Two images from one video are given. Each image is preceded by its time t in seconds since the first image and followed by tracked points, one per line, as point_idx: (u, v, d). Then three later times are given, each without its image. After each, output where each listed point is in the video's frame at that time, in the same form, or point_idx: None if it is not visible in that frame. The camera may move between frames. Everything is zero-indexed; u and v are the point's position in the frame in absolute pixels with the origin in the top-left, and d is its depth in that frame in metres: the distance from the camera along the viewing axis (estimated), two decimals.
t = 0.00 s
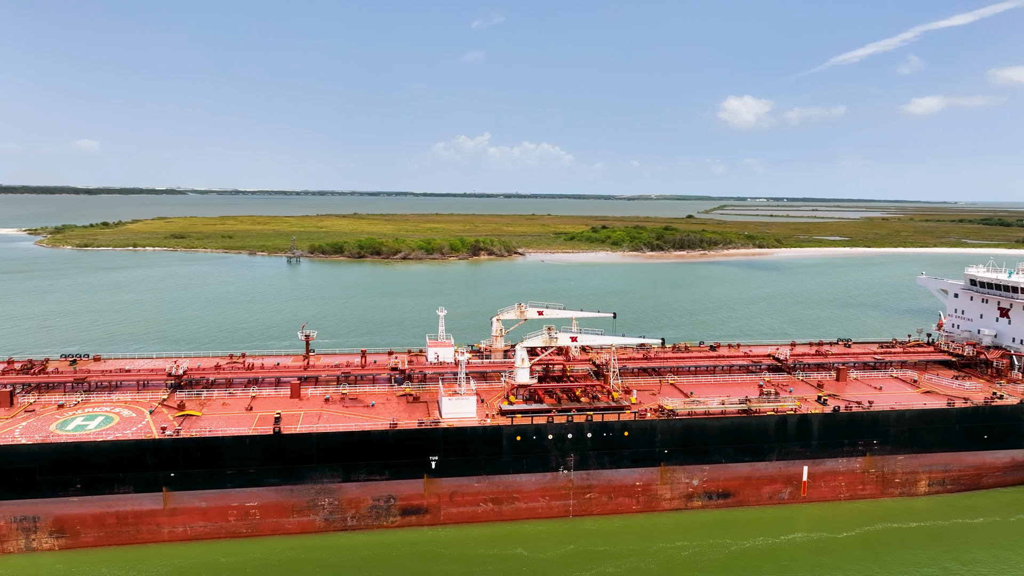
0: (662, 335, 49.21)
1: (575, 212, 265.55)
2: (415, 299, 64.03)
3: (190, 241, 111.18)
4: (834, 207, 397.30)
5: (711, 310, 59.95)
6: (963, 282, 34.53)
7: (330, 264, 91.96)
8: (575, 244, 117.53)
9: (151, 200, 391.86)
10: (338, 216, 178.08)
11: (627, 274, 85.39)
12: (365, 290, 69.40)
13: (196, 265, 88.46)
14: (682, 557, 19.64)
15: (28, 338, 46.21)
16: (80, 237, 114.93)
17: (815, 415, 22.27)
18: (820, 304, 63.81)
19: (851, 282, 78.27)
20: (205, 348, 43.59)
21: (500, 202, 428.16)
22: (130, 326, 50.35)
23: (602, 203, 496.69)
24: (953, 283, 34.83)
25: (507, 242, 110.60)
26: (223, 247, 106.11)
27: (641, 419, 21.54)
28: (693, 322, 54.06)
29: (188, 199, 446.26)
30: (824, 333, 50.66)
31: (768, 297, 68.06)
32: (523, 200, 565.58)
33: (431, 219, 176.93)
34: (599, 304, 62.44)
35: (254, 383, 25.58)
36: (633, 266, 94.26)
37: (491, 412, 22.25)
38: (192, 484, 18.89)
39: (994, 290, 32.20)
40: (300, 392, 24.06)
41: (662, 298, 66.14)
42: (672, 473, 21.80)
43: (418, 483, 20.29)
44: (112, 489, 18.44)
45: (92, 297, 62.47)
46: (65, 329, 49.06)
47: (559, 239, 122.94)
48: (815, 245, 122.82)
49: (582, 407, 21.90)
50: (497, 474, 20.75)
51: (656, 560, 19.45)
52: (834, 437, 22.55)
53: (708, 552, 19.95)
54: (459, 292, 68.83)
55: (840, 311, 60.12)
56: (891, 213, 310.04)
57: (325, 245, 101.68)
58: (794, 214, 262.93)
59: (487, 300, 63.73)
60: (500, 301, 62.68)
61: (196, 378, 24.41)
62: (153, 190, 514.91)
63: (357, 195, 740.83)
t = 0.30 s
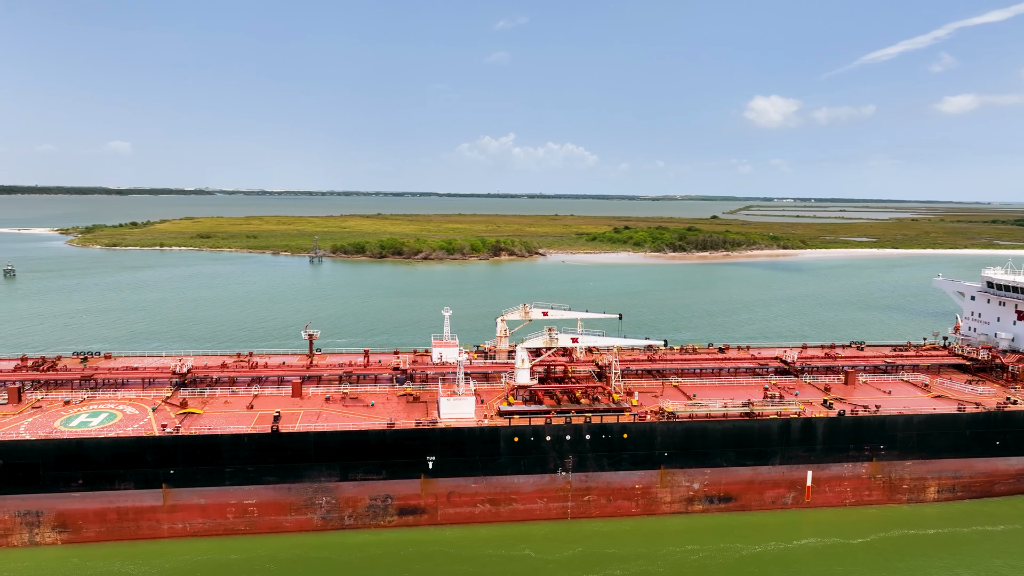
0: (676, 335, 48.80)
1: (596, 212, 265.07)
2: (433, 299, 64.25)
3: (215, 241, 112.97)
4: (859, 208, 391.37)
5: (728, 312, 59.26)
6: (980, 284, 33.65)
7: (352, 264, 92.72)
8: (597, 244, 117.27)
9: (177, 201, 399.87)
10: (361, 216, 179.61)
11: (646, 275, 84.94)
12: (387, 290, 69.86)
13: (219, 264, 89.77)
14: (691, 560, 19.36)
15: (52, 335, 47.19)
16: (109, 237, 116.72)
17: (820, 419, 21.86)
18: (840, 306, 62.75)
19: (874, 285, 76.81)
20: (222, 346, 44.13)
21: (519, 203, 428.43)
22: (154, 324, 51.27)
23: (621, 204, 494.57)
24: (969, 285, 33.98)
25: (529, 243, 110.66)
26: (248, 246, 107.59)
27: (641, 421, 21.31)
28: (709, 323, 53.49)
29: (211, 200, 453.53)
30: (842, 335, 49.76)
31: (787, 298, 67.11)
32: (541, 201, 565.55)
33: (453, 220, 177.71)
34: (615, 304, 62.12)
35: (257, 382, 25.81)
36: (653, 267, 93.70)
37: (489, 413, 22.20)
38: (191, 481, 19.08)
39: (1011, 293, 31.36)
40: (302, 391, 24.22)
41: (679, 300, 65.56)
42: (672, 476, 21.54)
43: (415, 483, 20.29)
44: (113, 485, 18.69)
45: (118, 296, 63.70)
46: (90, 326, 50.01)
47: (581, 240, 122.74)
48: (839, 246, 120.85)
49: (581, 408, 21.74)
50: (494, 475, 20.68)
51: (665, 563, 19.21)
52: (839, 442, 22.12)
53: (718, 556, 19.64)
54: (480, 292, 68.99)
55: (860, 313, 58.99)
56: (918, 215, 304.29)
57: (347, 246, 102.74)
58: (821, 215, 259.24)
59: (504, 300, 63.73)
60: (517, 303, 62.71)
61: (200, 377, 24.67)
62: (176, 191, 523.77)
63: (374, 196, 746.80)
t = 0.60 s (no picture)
0: (691, 337, 48.34)
1: (618, 212, 264.10)
2: (452, 299, 64.35)
3: (240, 241, 114.62)
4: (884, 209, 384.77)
5: (746, 313, 58.53)
6: (998, 286, 32.78)
7: (374, 264, 93.46)
8: (619, 244, 116.84)
9: (201, 201, 406.76)
10: (384, 216, 180.92)
11: (665, 275, 84.25)
12: (408, 290, 70.10)
13: (243, 263, 91.02)
14: (700, 564, 19.11)
15: (77, 332, 48.26)
16: (139, 237, 118.35)
17: (824, 423, 21.46)
18: (861, 308, 61.59)
19: (899, 287, 75.17)
20: (239, 345, 44.70)
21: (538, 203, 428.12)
22: (175, 322, 52.13)
23: (640, 204, 491.86)
24: (987, 287, 33.13)
25: (550, 243, 110.56)
26: (272, 246, 109.00)
27: (641, 423, 21.12)
28: (725, 325, 52.95)
29: (233, 200, 460.48)
30: (860, 338, 48.81)
31: (808, 300, 66.05)
32: (559, 201, 564.81)
33: (475, 220, 178.23)
34: (632, 305, 61.71)
35: (261, 380, 26.06)
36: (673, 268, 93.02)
37: (487, 413, 22.16)
38: (191, 478, 19.29)
39: None
40: (304, 390, 24.38)
41: (697, 301, 64.94)
42: (673, 479, 21.30)
43: (413, 483, 20.29)
44: (115, 481, 18.98)
45: (143, 294, 64.89)
46: (115, 324, 51.07)
47: (603, 240, 122.34)
48: (865, 247, 118.71)
49: (580, 409, 21.61)
50: (492, 476, 20.61)
51: (675, 566, 18.98)
52: (845, 446, 21.69)
53: (727, 560, 19.36)
54: (500, 292, 68.99)
55: (882, 316, 57.73)
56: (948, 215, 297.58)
57: (369, 246, 103.56)
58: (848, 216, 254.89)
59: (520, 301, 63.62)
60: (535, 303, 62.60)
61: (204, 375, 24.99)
62: (199, 192, 532.60)
63: (392, 196, 752.35)
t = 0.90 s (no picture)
0: (706, 339, 47.90)
1: (640, 212, 262.92)
2: (471, 299, 64.46)
3: (265, 241, 116.14)
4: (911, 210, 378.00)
5: (766, 316, 57.71)
6: (1017, 289, 31.95)
7: (396, 264, 94.02)
8: (642, 245, 116.24)
9: (226, 201, 413.54)
10: (407, 217, 182.11)
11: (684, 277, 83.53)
12: (428, 290, 70.38)
13: (266, 263, 92.11)
14: (710, 568, 18.83)
15: (101, 330, 49.23)
16: (166, 236, 120.25)
17: (829, 427, 21.09)
18: (884, 311, 60.33)
19: (923, 289, 73.56)
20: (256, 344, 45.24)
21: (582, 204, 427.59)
22: (196, 320, 52.93)
23: (660, 204, 488.79)
24: (1006, 290, 32.31)
25: (572, 244, 110.32)
26: (296, 246, 110.29)
27: (641, 425, 20.95)
28: (743, 327, 52.27)
29: (256, 201, 467.06)
30: (879, 342, 47.89)
31: (830, 302, 64.94)
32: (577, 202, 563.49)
33: (498, 220, 178.64)
34: (649, 306, 61.32)
35: (266, 378, 26.32)
36: (693, 269, 92.29)
37: (486, 413, 22.16)
38: (193, 475, 19.53)
39: None
40: (307, 389, 24.57)
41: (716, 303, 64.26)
42: (673, 482, 21.07)
43: (411, 483, 20.33)
44: (118, 476, 19.27)
45: (168, 292, 66.07)
46: (138, 322, 51.98)
47: (625, 241, 121.82)
48: (891, 249, 116.37)
49: (580, 411, 21.51)
50: (490, 476, 20.57)
51: (684, 570, 18.72)
52: (850, 451, 21.30)
53: (739, 565, 19.08)
54: (521, 293, 68.92)
55: (903, 319, 56.52)
56: (981, 216, 290.45)
57: (391, 246, 104.26)
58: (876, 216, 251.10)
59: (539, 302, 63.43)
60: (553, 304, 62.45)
61: (209, 373, 25.28)
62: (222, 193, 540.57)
63: (410, 196, 757.41)
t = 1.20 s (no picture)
0: (721, 340, 47.44)
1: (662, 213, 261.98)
2: (490, 300, 64.52)
3: (289, 241, 117.63)
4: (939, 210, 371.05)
5: (785, 318, 56.92)
6: None
7: (417, 264, 94.63)
8: (664, 246, 115.57)
9: (249, 201, 420.11)
10: (430, 217, 183.17)
11: (704, 277, 82.78)
12: (448, 290, 70.64)
13: (288, 262, 93.22)
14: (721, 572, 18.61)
15: (124, 328, 50.21)
16: (192, 236, 121.95)
17: (832, 431, 20.74)
18: (906, 314, 59.08)
19: (949, 292, 71.90)
20: (272, 342, 45.83)
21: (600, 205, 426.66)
22: (216, 319, 53.77)
23: (680, 205, 485.24)
24: None
25: (593, 244, 110.09)
26: (319, 246, 111.55)
27: (641, 427, 20.78)
28: (762, 329, 51.64)
29: (278, 201, 473.80)
30: (898, 345, 46.90)
31: (851, 305, 63.78)
32: (595, 202, 562.08)
33: (521, 221, 178.85)
34: (667, 307, 60.88)
35: (271, 377, 26.62)
36: (712, 270, 91.53)
37: (486, 413, 22.12)
38: (194, 472, 19.78)
39: None
40: (310, 387, 24.75)
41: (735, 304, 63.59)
42: (673, 485, 20.87)
43: (410, 482, 20.39)
44: (121, 472, 19.59)
45: (192, 291, 67.27)
46: (161, 320, 52.90)
47: (648, 241, 121.20)
48: (919, 250, 114.00)
49: (579, 412, 21.42)
50: (489, 477, 20.54)
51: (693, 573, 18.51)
52: (854, 456, 20.93)
53: (751, 569, 18.83)
54: (540, 294, 68.84)
55: (926, 322, 55.30)
56: None
57: (412, 246, 104.98)
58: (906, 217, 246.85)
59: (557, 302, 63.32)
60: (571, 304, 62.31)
61: (215, 371, 25.63)
62: (243, 193, 548.37)
63: (428, 196, 762.02)
